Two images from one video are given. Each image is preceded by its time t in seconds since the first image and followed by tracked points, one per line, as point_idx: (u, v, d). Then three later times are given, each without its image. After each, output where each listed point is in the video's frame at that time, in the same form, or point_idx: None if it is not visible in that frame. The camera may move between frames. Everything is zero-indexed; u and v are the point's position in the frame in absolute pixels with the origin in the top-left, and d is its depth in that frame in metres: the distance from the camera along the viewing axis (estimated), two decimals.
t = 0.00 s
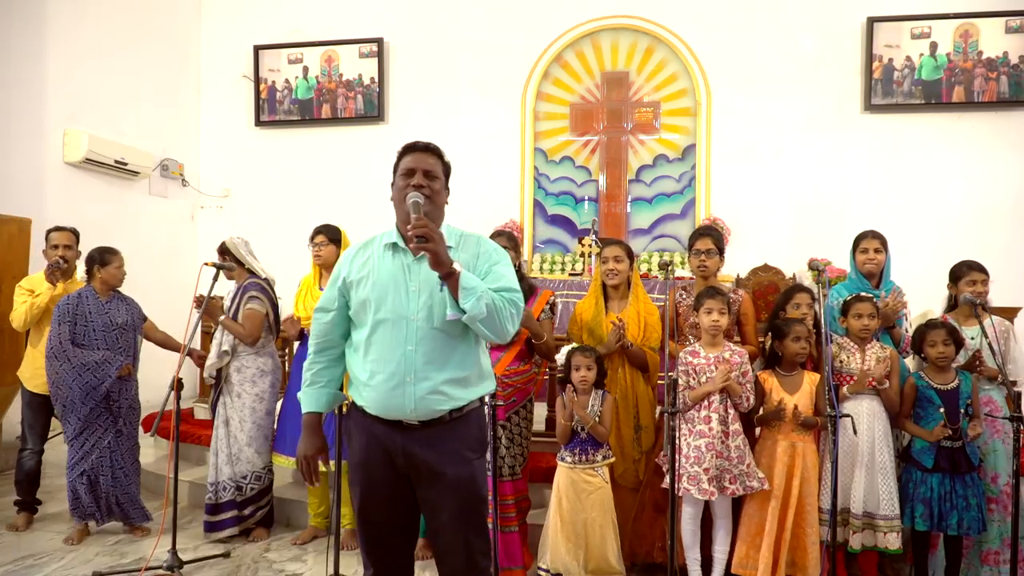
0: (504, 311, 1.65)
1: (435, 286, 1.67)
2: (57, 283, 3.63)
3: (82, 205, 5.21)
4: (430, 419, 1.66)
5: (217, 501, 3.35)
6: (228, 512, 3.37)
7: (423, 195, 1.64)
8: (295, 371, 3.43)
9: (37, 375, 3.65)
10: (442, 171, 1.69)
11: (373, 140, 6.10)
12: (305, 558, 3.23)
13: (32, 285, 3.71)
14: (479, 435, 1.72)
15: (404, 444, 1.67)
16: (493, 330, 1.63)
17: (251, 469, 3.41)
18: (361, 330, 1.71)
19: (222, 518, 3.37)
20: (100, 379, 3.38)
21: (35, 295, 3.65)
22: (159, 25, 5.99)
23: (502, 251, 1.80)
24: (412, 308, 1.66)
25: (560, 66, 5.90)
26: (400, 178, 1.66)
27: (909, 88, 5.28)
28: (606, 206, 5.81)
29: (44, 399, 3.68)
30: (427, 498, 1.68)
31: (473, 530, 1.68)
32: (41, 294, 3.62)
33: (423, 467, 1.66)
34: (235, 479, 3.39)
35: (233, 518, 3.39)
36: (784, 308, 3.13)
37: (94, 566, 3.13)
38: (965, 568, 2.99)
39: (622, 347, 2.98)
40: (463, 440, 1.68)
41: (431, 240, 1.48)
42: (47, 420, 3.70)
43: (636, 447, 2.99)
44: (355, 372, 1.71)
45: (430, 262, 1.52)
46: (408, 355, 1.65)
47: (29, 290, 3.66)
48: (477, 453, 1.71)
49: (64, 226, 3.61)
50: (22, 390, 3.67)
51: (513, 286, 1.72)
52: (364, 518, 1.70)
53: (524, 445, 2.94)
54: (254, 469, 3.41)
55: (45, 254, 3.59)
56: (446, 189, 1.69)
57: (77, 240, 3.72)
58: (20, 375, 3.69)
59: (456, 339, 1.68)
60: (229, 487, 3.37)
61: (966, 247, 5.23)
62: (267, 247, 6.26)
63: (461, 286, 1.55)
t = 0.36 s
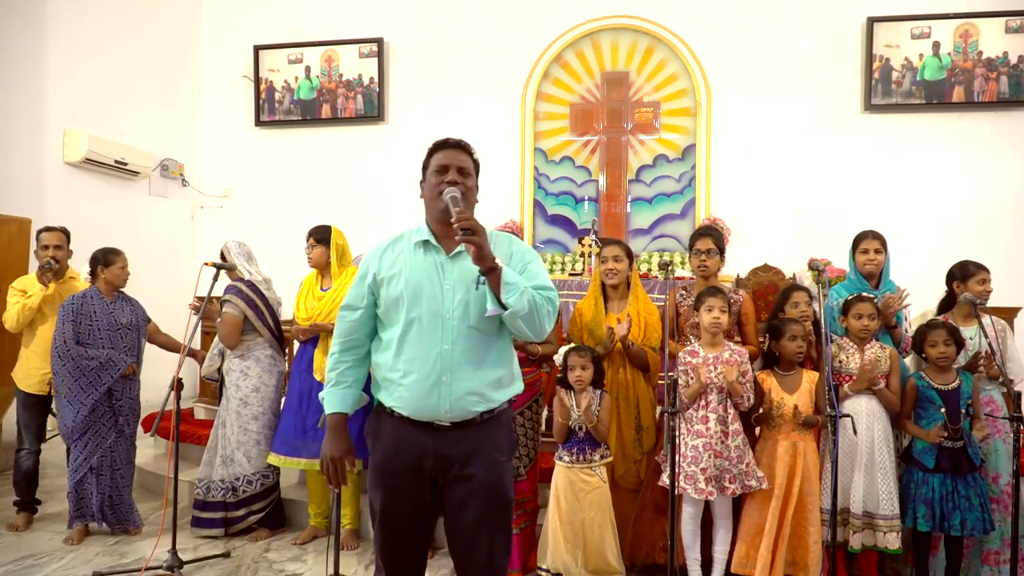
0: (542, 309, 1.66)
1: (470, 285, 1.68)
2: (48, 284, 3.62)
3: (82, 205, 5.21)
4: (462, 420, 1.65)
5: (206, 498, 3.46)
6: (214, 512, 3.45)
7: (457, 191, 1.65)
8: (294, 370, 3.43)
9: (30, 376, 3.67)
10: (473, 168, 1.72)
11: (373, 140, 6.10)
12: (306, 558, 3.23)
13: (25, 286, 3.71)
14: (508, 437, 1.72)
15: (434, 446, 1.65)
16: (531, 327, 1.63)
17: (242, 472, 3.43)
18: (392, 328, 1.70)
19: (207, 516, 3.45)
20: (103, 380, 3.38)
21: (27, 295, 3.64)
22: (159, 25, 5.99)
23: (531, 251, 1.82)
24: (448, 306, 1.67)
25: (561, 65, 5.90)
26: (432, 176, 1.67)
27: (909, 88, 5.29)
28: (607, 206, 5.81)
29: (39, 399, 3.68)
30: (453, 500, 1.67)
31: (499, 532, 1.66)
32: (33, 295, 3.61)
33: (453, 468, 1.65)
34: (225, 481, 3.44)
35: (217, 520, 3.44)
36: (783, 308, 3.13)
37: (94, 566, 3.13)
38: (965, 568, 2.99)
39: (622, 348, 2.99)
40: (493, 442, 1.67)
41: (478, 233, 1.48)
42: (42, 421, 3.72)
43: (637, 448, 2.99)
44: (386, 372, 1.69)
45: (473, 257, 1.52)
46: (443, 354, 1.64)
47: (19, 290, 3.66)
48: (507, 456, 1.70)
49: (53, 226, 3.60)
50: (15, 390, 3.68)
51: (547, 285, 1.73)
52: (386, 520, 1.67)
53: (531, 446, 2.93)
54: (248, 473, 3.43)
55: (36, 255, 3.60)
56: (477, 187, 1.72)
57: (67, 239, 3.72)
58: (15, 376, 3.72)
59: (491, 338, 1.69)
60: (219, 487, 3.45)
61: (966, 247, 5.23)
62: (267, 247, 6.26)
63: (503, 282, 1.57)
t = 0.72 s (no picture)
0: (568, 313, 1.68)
1: (495, 287, 1.69)
2: (37, 284, 3.63)
3: (82, 205, 5.21)
4: (486, 423, 1.66)
5: (207, 497, 3.47)
6: (213, 513, 3.45)
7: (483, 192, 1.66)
8: (296, 371, 3.43)
9: (22, 377, 3.66)
10: (498, 168, 1.73)
11: (373, 140, 6.10)
12: (305, 558, 3.23)
13: (13, 289, 3.72)
14: (527, 439, 1.72)
15: (456, 448, 1.64)
16: (558, 331, 1.65)
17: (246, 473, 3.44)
18: (417, 330, 1.69)
19: (206, 516, 3.46)
20: (116, 380, 3.39)
21: (17, 297, 3.65)
22: (159, 25, 5.99)
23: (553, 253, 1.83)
24: (473, 309, 1.67)
25: (561, 65, 5.90)
26: (457, 176, 1.68)
27: (909, 88, 5.29)
28: (607, 206, 5.81)
29: (30, 399, 3.70)
30: (471, 502, 1.66)
31: (515, 535, 1.66)
32: (22, 296, 3.62)
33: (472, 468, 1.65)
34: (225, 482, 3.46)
35: (214, 519, 3.45)
36: (779, 309, 3.13)
37: (94, 566, 3.13)
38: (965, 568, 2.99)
39: (622, 348, 2.99)
40: (514, 443, 1.67)
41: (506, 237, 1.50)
42: (35, 421, 3.73)
43: (637, 448, 2.99)
44: (409, 374, 1.68)
45: (501, 261, 1.53)
46: (469, 357, 1.64)
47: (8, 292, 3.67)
48: (526, 458, 1.70)
49: (37, 227, 3.59)
50: (7, 391, 3.69)
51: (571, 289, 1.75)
52: (403, 520, 1.65)
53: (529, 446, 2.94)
54: (249, 475, 3.43)
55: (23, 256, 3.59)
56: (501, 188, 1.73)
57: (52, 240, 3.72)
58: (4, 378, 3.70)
59: (516, 341, 1.70)
60: (219, 487, 3.46)
61: (966, 247, 5.22)
62: (266, 247, 6.26)
63: (531, 286, 1.58)
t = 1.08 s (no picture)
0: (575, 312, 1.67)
1: (503, 287, 1.69)
2: (43, 283, 3.63)
3: (82, 205, 5.20)
4: (492, 423, 1.65)
5: (207, 497, 3.47)
6: (212, 513, 3.45)
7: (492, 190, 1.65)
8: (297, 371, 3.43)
9: (30, 376, 3.66)
10: (507, 167, 1.72)
11: (373, 140, 6.10)
12: (305, 558, 3.23)
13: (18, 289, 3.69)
14: (532, 440, 1.72)
15: (462, 447, 1.64)
16: (565, 330, 1.64)
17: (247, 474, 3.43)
18: (425, 329, 1.68)
19: (206, 517, 3.46)
20: (117, 380, 3.39)
21: (22, 296, 3.64)
22: (159, 25, 5.98)
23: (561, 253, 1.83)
24: (481, 308, 1.67)
25: (561, 65, 5.90)
26: (467, 174, 1.68)
27: (909, 88, 5.29)
28: (607, 206, 5.81)
29: (37, 398, 3.69)
30: (475, 501, 1.67)
31: (517, 534, 1.66)
32: (28, 295, 3.61)
33: (476, 468, 1.65)
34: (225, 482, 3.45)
35: (214, 520, 3.45)
36: (777, 309, 3.13)
37: (94, 566, 3.13)
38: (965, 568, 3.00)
39: (622, 348, 2.99)
40: (519, 443, 1.68)
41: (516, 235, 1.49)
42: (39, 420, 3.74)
43: (637, 448, 2.99)
44: (417, 373, 1.68)
45: (509, 260, 1.52)
46: (477, 356, 1.64)
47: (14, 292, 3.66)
48: (530, 459, 1.70)
49: (40, 228, 3.60)
50: (12, 390, 3.68)
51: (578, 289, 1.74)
52: (407, 517, 1.65)
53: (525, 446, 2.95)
54: (249, 475, 3.42)
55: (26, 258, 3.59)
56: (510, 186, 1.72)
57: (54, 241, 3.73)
58: (10, 378, 3.69)
59: (523, 341, 1.69)
60: (219, 488, 3.45)
61: (966, 247, 5.23)
62: (266, 247, 6.26)
63: (539, 285, 1.57)
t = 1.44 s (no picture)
0: (560, 314, 1.65)
1: (490, 288, 1.68)
2: (60, 284, 3.62)
3: (82, 205, 5.20)
4: (475, 423, 1.65)
5: (206, 500, 3.44)
6: (215, 514, 3.44)
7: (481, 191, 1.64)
8: (298, 371, 3.43)
9: (42, 376, 3.69)
10: (501, 169, 1.70)
11: (373, 140, 6.10)
12: (305, 558, 3.23)
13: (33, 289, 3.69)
14: (521, 442, 1.71)
15: (446, 447, 1.65)
16: (549, 331, 1.61)
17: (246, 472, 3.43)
18: (411, 327, 1.70)
19: (208, 519, 3.44)
20: (117, 380, 3.39)
21: (38, 296, 3.64)
22: (159, 25, 5.98)
23: (555, 255, 1.81)
24: (466, 308, 1.67)
25: (561, 65, 5.90)
26: (458, 174, 1.68)
27: (909, 88, 5.29)
28: (607, 206, 5.81)
29: (48, 396, 3.73)
30: (463, 503, 1.66)
31: (507, 537, 1.64)
32: (43, 296, 3.61)
33: (463, 469, 1.65)
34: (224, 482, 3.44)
35: (219, 521, 3.44)
36: (776, 309, 3.13)
37: (94, 566, 3.13)
38: (965, 567, 3.00)
39: (623, 348, 2.99)
40: (506, 444, 1.67)
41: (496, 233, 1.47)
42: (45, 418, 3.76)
43: (638, 448, 2.98)
44: (403, 371, 1.69)
45: (490, 259, 1.51)
46: (459, 356, 1.64)
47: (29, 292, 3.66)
48: (520, 461, 1.69)
49: (56, 230, 3.61)
50: (24, 386, 3.72)
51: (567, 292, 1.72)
52: (398, 518, 1.66)
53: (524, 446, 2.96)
54: (248, 473, 3.42)
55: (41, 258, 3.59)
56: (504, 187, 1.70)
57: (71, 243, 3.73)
58: (22, 375, 3.73)
59: (508, 342, 1.68)
60: (218, 488, 3.44)
61: (965, 246, 5.23)
62: (266, 247, 6.26)
63: (519, 286, 1.56)
